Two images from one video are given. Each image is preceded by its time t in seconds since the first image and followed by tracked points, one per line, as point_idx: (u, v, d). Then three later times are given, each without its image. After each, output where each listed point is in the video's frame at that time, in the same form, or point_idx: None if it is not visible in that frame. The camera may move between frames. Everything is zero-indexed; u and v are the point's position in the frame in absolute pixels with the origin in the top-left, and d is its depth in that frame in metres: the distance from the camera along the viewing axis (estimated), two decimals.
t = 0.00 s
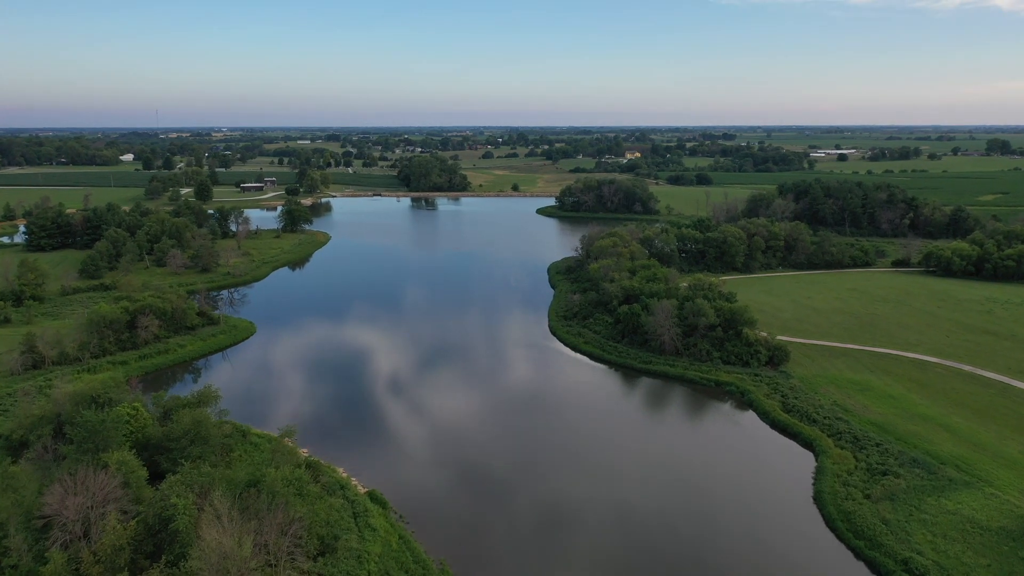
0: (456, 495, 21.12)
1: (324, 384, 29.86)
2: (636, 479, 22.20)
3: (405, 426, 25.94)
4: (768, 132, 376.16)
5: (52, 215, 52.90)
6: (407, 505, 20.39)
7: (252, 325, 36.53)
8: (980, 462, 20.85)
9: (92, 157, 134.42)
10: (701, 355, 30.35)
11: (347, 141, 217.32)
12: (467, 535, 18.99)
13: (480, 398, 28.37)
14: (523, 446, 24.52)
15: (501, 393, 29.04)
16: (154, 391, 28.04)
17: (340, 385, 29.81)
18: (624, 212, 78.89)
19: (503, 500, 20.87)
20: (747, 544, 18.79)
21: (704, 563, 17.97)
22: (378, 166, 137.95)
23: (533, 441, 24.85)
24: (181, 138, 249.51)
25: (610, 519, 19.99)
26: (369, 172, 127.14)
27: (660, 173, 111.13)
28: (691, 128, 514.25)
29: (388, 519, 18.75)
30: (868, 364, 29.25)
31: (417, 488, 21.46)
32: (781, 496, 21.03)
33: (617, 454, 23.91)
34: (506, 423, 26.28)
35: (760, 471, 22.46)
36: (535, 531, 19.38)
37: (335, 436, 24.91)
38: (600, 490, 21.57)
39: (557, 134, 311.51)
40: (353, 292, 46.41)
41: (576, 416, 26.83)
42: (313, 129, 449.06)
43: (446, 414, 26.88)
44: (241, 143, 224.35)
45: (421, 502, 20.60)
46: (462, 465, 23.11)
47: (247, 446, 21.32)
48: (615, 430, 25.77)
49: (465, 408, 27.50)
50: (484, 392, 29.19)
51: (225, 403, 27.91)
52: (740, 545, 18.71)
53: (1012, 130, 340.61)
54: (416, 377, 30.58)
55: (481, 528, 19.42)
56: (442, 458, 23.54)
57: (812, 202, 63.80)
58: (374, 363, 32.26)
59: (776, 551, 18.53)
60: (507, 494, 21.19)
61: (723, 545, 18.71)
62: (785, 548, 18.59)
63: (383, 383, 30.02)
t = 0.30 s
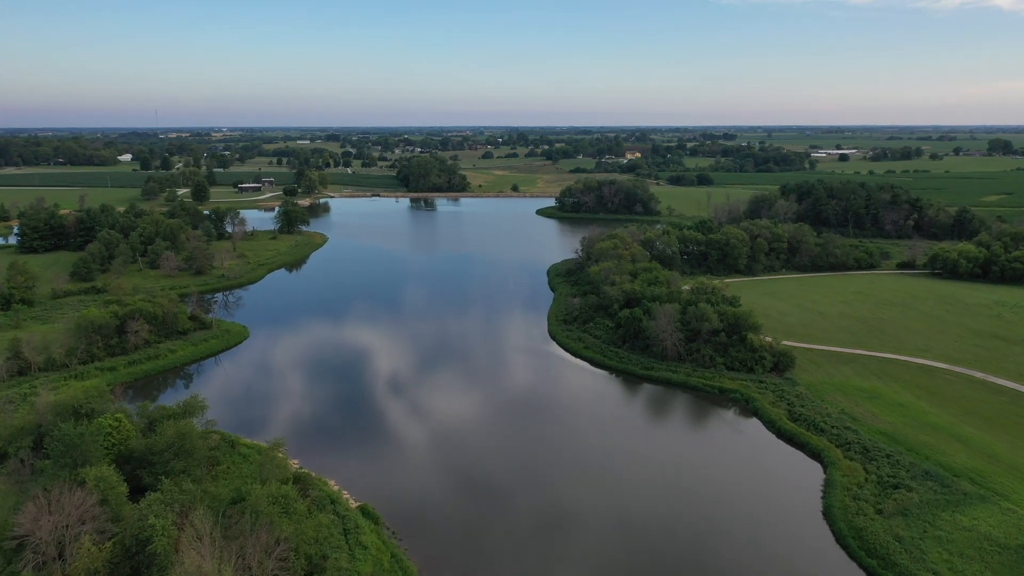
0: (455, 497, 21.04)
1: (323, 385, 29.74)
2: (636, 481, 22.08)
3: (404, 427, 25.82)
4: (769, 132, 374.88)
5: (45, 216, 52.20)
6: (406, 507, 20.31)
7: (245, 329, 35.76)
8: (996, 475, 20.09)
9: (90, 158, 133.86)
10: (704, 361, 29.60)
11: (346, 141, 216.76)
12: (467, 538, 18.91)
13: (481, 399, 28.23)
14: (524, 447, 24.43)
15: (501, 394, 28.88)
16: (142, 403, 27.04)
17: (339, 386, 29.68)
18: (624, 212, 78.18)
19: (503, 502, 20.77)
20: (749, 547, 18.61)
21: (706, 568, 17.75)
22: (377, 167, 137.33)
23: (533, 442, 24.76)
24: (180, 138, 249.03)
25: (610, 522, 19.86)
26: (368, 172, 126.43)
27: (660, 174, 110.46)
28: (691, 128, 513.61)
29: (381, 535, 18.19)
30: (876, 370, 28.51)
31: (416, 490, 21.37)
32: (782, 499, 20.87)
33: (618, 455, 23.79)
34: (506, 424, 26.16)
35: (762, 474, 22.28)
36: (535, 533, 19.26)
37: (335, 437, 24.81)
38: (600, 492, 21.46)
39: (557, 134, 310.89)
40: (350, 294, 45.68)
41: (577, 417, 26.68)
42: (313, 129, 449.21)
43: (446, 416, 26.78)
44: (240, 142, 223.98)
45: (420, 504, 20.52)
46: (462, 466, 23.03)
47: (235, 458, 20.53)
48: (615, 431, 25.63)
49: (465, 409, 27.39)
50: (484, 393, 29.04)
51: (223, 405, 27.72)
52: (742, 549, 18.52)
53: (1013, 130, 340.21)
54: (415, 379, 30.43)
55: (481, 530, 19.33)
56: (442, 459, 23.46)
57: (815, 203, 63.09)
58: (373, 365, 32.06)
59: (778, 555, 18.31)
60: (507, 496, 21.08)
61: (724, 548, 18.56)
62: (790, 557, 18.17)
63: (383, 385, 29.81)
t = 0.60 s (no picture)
0: (456, 497, 21.18)
1: (323, 385, 29.77)
2: (636, 481, 22.16)
3: (405, 427, 25.87)
4: (770, 131, 374.41)
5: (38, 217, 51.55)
6: (407, 508, 20.43)
7: (238, 333, 34.97)
8: (1013, 489, 19.31)
9: (88, 158, 133.25)
10: (708, 367, 28.84)
11: (347, 141, 216.32)
12: (467, 539, 19.03)
13: (480, 399, 28.26)
14: (524, 447, 24.54)
15: (501, 394, 28.88)
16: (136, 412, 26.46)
17: (339, 386, 29.70)
18: (625, 213, 77.47)
19: (503, 503, 20.86)
20: (749, 548, 18.62)
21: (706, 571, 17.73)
22: (376, 167, 136.66)
23: (533, 442, 24.85)
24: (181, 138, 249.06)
25: (611, 522, 19.96)
26: (367, 172, 125.70)
27: (661, 174, 109.70)
28: (691, 128, 512.84)
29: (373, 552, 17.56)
30: (884, 377, 27.75)
31: (417, 490, 21.51)
32: (782, 499, 20.90)
33: (618, 455, 23.88)
34: (506, 424, 26.28)
35: (762, 474, 22.28)
36: (535, 533, 19.38)
37: (335, 437, 24.89)
38: (600, 492, 21.56)
39: (557, 134, 310.14)
40: (347, 296, 44.97)
41: (576, 416, 26.73)
42: (313, 129, 449.17)
43: (446, 415, 26.87)
44: (240, 142, 223.48)
45: (421, 505, 20.66)
46: (463, 466, 23.15)
47: (223, 470, 19.75)
48: (615, 430, 25.69)
49: (465, 409, 27.46)
50: (484, 393, 29.10)
51: (223, 405, 27.69)
52: (742, 550, 18.55)
53: (1014, 129, 339.69)
54: (416, 379, 30.45)
55: (481, 531, 19.43)
56: (443, 459, 23.59)
57: (818, 203, 62.33)
58: (372, 366, 31.90)
59: (780, 557, 18.29)
60: (507, 497, 21.17)
61: (723, 548, 18.64)
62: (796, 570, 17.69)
63: (383, 386, 29.79)
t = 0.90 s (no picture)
0: (457, 496, 21.20)
1: (323, 385, 29.69)
2: (637, 482, 22.12)
3: (404, 427, 25.82)
4: (770, 130, 373.72)
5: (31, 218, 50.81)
6: (407, 508, 20.45)
7: (231, 337, 34.21)
8: None
9: (86, 159, 132.57)
10: (712, 374, 28.08)
11: (346, 141, 215.84)
12: (467, 539, 19.02)
13: (480, 399, 28.20)
14: (523, 445, 24.55)
15: (501, 394, 28.80)
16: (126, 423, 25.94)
17: (339, 386, 29.64)
18: (626, 214, 76.79)
19: (503, 502, 20.88)
20: (749, 548, 18.56)
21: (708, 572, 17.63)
22: (375, 167, 135.96)
23: (533, 441, 24.85)
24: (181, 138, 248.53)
25: (611, 521, 19.93)
26: (366, 172, 124.96)
27: (662, 174, 108.99)
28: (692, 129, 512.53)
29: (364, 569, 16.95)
30: (893, 384, 27.00)
31: (416, 489, 21.55)
32: (784, 500, 20.77)
33: (618, 454, 23.84)
34: (506, 422, 26.30)
35: (762, 474, 22.23)
36: (535, 533, 19.35)
37: (335, 438, 24.83)
38: (601, 491, 21.53)
39: (557, 134, 309.57)
40: (344, 298, 44.32)
41: (577, 416, 26.63)
42: (313, 129, 448.79)
43: (446, 415, 26.83)
44: (240, 142, 223.31)
45: (422, 505, 20.64)
46: (463, 466, 23.13)
47: (210, 483, 19.00)
48: (616, 430, 25.62)
49: (465, 409, 27.41)
50: (484, 392, 29.07)
51: (223, 405, 27.60)
52: (743, 549, 18.49)
53: (1015, 130, 339.27)
54: (416, 379, 30.36)
55: (480, 530, 19.44)
56: (442, 458, 23.62)
57: (821, 204, 61.58)
58: (372, 367, 31.72)
59: (781, 558, 18.21)
60: (507, 496, 21.17)
61: (724, 548, 18.58)
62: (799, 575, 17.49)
63: (382, 387, 29.68)
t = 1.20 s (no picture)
0: (457, 496, 21.35)
1: (324, 385, 29.73)
2: (636, 482, 22.24)
3: (405, 427, 25.89)
4: (771, 130, 373.17)
5: (23, 220, 50.08)
6: (407, 507, 20.66)
7: (224, 342, 33.45)
8: None
9: (84, 158, 131.80)
10: (715, 381, 27.33)
11: (346, 141, 215.38)
12: (468, 539, 19.17)
13: (480, 399, 28.28)
14: (523, 444, 24.71)
15: (501, 394, 28.87)
16: (116, 430, 25.38)
17: (339, 386, 29.66)
18: (627, 215, 76.09)
19: (503, 501, 21.05)
20: (749, 548, 18.63)
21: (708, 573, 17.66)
22: (374, 167, 135.22)
23: (533, 439, 24.99)
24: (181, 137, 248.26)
25: (611, 521, 20.05)
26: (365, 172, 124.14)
27: (663, 174, 108.21)
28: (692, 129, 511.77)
29: None
30: (902, 392, 26.24)
31: (416, 488, 21.76)
32: (784, 500, 20.81)
33: (618, 454, 23.96)
34: (506, 421, 26.48)
35: (761, 473, 22.32)
36: (536, 533, 19.47)
37: (335, 439, 24.90)
38: (601, 491, 21.65)
39: (557, 134, 310.13)
40: (340, 300, 43.72)
41: (577, 415, 26.69)
42: (314, 129, 449.02)
43: (447, 414, 26.93)
44: (239, 143, 223.12)
45: (423, 505, 20.80)
46: (464, 465, 23.28)
47: (195, 498, 18.29)
48: (616, 430, 25.71)
49: (465, 408, 27.52)
50: (484, 391, 29.19)
51: (223, 405, 27.55)
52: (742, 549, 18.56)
53: (1016, 130, 338.60)
54: (416, 379, 30.38)
55: (479, 529, 19.62)
56: (443, 457, 23.79)
57: (825, 205, 60.83)
58: (372, 368, 31.68)
59: (781, 558, 18.26)
60: (507, 496, 21.32)
61: (724, 548, 18.64)
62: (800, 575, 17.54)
63: (382, 387, 29.72)
